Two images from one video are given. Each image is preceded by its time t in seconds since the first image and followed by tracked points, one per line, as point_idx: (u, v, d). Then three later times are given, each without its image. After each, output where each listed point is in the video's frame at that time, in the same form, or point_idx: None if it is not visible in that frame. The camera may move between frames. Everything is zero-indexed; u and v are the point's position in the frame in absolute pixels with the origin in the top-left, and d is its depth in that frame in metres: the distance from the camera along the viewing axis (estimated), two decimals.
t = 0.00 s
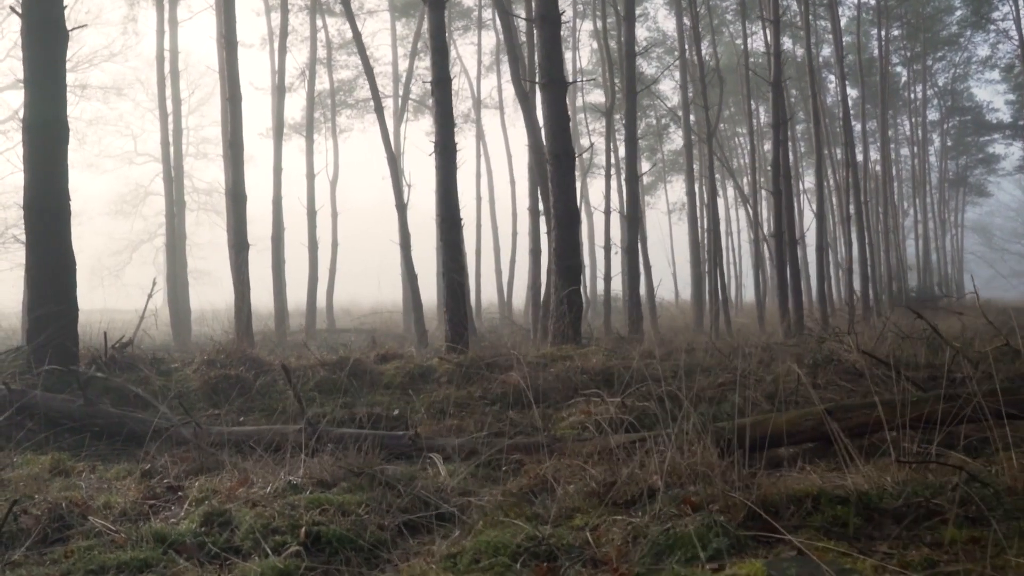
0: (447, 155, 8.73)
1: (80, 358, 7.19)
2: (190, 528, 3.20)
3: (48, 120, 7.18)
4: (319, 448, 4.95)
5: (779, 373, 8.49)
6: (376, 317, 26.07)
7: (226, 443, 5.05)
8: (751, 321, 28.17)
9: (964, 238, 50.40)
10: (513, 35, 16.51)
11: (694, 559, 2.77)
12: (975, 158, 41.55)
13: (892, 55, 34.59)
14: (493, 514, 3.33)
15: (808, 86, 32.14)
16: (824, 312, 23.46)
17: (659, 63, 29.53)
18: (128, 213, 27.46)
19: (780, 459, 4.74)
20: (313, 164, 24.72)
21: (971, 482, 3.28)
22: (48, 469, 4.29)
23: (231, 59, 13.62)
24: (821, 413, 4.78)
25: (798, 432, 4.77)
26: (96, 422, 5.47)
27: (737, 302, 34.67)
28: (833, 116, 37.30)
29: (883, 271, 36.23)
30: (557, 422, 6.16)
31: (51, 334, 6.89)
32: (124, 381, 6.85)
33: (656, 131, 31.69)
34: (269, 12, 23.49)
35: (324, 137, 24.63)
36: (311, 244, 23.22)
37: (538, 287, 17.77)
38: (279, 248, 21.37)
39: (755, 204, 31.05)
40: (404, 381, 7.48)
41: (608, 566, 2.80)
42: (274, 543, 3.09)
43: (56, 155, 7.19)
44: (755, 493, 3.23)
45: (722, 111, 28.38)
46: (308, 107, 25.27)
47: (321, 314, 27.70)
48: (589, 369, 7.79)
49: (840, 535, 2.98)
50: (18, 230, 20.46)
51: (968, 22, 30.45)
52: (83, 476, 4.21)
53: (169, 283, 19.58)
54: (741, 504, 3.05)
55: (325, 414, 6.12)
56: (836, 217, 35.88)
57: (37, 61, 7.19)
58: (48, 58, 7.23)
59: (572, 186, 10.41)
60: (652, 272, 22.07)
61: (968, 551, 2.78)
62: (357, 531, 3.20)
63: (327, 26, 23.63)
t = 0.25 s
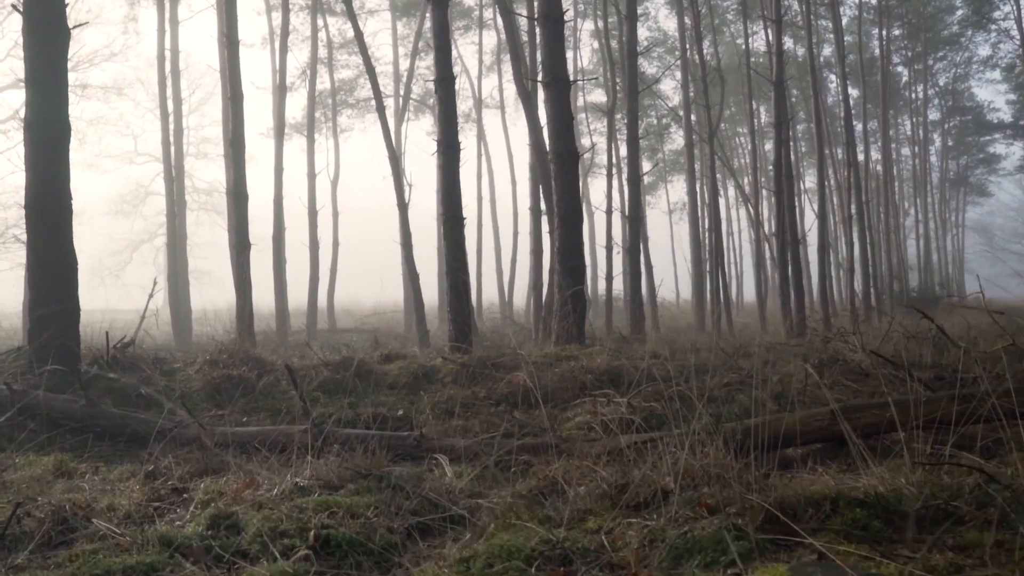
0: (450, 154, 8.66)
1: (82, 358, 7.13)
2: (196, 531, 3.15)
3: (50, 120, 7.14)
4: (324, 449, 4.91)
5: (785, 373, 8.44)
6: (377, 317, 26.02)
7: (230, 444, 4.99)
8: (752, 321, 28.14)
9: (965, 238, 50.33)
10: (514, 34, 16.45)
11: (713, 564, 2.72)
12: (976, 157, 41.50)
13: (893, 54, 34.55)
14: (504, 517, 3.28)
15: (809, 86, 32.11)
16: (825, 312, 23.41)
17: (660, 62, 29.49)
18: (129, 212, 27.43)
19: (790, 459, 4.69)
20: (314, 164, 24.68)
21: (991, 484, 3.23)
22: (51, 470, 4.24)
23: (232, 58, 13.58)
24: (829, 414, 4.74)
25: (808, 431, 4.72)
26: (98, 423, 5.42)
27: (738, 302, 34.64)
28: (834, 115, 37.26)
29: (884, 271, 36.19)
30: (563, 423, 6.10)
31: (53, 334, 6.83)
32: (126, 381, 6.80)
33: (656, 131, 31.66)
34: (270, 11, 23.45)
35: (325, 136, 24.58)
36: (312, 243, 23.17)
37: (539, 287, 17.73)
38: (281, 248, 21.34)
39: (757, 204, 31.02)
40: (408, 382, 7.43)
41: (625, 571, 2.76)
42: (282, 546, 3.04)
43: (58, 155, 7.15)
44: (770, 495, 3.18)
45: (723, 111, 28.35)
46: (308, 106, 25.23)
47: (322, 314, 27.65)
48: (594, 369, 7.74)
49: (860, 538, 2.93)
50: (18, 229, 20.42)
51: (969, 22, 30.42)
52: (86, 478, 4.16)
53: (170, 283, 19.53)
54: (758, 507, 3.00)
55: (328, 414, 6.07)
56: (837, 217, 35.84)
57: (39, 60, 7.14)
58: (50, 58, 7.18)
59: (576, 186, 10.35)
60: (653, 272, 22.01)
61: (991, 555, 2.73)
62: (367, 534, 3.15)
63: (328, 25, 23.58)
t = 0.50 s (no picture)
0: (454, 152, 8.59)
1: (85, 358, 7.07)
2: (203, 534, 3.09)
3: (52, 119, 7.08)
4: (330, 450, 4.87)
5: (791, 373, 8.39)
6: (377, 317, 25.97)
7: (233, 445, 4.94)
8: (754, 321, 28.09)
9: (966, 237, 50.27)
10: (516, 32, 16.39)
11: (735, 569, 2.67)
12: (977, 157, 41.44)
13: (895, 54, 34.49)
14: (518, 520, 3.23)
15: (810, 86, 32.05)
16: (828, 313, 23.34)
17: (661, 62, 29.44)
18: (129, 212, 27.38)
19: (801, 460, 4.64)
20: (315, 163, 24.61)
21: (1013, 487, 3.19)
22: (53, 472, 4.18)
23: (234, 57, 13.53)
24: (838, 413, 4.70)
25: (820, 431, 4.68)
26: (100, 424, 5.37)
27: (739, 301, 34.57)
28: (836, 115, 37.22)
29: (886, 270, 36.12)
30: (569, 424, 6.06)
31: (55, 334, 6.77)
32: (128, 381, 6.75)
33: (658, 130, 31.61)
34: (271, 10, 23.39)
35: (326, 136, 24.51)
36: (313, 243, 23.13)
37: (541, 286, 17.68)
38: (282, 248, 21.28)
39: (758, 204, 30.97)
40: (412, 382, 7.38)
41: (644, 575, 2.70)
42: (292, 550, 2.99)
43: (60, 154, 7.09)
44: (787, 497, 3.13)
45: (725, 111, 28.28)
46: (310, 106, 25.18)
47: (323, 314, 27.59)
48: (599, 369, 7.69)
49: (883, 542, 2.88)
50: (19, 229, 20.38)
51: (970, 22, 30.35)
52: (89, 480, 4.11)
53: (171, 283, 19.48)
54: (778, 511, 2.95)
55: (333, 415, 6.02)
56: (839, 216, 35.79)
57: (39, 58, 7.08)
58: (51, 55, 7.12)
59: (580, 185, 10.28)
60: (655, 271, 21.94)
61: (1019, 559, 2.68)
62: (378, 537, 3.09)
63: (329, 25, 23.51)
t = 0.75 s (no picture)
0: (457, 151, 8.53)
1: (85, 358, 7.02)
2: (208, 538, 3.04)
3: (54, 117, 7.03)
4: (334, 452, 4.83)
5: (795, 373, 8.34)
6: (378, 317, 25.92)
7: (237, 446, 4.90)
8: (755, 321, 28.05)
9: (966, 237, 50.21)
10: (518, 31, 16.33)
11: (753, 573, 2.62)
12: (977, 157, 41.39)
13: (895, 54, 34.43)
14: (529, 523, 3.18)
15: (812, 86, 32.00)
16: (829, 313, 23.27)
17: (662, 61, 29.39)
18: (130, 212, 27.33)
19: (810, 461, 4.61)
20: (315, 163, 24.55)
21: None
22: (54, 473, 4.13)
23: (235, 56, 13.48)
24: (846, 414, 4.68)
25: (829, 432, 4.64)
26: (101, 424, 5.32)
27: (740, 302, 34.50)
28: (836, 115, 37.15)
29: (887, 270, 36.07)
30: (574, 424, 6.01)
31: (55, 334, 6.73)
32: (129, 382, 6.70)
33: (658, 130, 31.55)
34: (272, 10, 23.34)
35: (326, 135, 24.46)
36: (313, 242, 23.08)
37: (542, 286, 17.63)
38: (282, 248, 21.23)
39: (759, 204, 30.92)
40: (416, 382, 7.33)
41: None
42: (299, 555, 2.94)
43: (62, 153, 7.04)
44: (802, 500, 3.08)
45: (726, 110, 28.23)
46: (310, 105, 25.14)
47: (323, 313, 27.53)
48: (603, 369, 7.64)
49: (901, 546, 2.84)
50: (19, 229, 20.33)
51: (971, 22, 30.29)
52: (91, 482, 4.06)
53: (171, 283, 19.43)
54: (795, 515, 2.90)
55: (335, 416, 5.97)
56: (839, 216, 35.72)
57: (41, 56, 7.03)
58: (53, 53, 7.06)
59: (583, 185, 10.23)
60: (656, 271, 21.88)
61: None
62: (386, 542, 3.04)
63: (329, 24, 23.45)
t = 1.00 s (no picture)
0: (461, 149, 8.46)
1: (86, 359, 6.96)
2: (213, 543, 2.98)
3: (55, 115, 6.97)
4: (339, 453, 4.77)
5: (801, 373, 8.28)
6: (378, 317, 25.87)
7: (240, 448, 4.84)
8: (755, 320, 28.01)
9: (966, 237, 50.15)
10: (519, 30, 16.27)
11: None
12: (978, 157, 41.34)
13: (895, 53, 34.37)
14: (541, 528, 3.12)
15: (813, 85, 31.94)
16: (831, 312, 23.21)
17: (663, 61, 29.34)
18: (129, 212, 27.26)
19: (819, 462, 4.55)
20: (315, 162, 24.49)
21: None
22: (55, 476, 4.06)
23: (236, 55, 13.41)
24: (855, 415, 4.57)
25: (839, 432, 4.58)
26: (103, 425, 5.26)
27: (741, 302, 34.43)
28: (837, 114, 37.08)
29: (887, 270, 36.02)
30: (580, 425, 5.95)
31: (56, 333, 6.67)
32: (130, 383, 6.63)
33: (659, 129, 31.50)
34: (272, 9, 23.29)
35: (327, 134, 24.40)
36: (314, 242, 23.02)
37: (543, 285, 17.56)
38: (282, 248, 21.16)
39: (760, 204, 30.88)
40: (419, 382, 7.27)
41: None
42: (307, 560, 2.88)
43: (63, 151, 6.99)
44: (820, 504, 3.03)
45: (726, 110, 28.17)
46: (310, 104, 25.08)
47: (324, 313, 27.47)
48: (608, 369, 7.58)
49: (924, 552, 2.78)
50: (19, 229, 20.26)
51: (972, 21, 30.23)
52: (93, 484, 4.00)
53: (172, 283, 19.36)
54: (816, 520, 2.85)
55: (339, 417, 5.91)
56: (840, 216, 35.65)
57: (43, 53, 6.96)
58: (55, 49, 7.01)
59: (586, 184, 10.17)
60: (657, 270, 21.82)
61: None
62: (395, 547, 2.98)
63: (330, 23, 23.39)
